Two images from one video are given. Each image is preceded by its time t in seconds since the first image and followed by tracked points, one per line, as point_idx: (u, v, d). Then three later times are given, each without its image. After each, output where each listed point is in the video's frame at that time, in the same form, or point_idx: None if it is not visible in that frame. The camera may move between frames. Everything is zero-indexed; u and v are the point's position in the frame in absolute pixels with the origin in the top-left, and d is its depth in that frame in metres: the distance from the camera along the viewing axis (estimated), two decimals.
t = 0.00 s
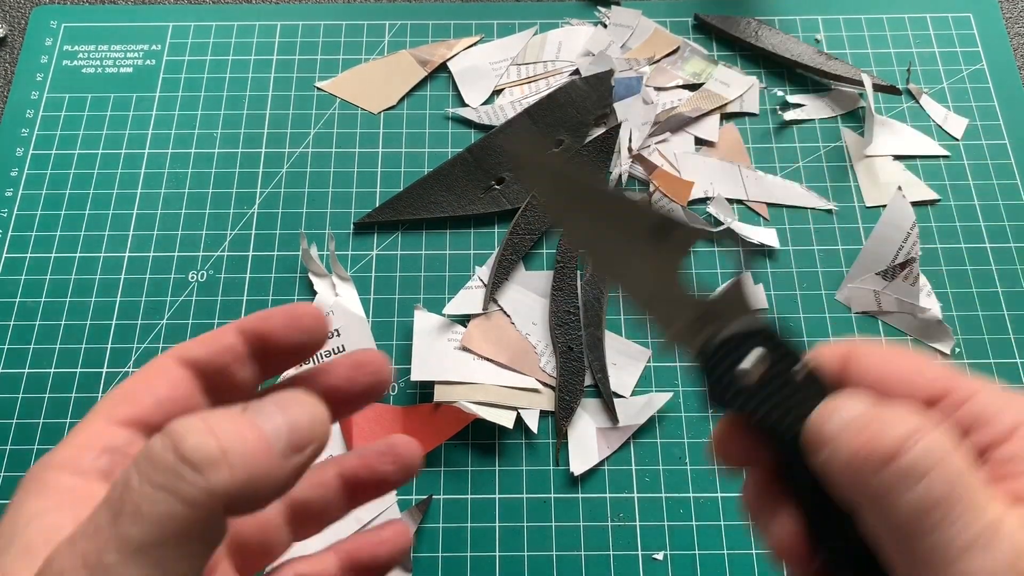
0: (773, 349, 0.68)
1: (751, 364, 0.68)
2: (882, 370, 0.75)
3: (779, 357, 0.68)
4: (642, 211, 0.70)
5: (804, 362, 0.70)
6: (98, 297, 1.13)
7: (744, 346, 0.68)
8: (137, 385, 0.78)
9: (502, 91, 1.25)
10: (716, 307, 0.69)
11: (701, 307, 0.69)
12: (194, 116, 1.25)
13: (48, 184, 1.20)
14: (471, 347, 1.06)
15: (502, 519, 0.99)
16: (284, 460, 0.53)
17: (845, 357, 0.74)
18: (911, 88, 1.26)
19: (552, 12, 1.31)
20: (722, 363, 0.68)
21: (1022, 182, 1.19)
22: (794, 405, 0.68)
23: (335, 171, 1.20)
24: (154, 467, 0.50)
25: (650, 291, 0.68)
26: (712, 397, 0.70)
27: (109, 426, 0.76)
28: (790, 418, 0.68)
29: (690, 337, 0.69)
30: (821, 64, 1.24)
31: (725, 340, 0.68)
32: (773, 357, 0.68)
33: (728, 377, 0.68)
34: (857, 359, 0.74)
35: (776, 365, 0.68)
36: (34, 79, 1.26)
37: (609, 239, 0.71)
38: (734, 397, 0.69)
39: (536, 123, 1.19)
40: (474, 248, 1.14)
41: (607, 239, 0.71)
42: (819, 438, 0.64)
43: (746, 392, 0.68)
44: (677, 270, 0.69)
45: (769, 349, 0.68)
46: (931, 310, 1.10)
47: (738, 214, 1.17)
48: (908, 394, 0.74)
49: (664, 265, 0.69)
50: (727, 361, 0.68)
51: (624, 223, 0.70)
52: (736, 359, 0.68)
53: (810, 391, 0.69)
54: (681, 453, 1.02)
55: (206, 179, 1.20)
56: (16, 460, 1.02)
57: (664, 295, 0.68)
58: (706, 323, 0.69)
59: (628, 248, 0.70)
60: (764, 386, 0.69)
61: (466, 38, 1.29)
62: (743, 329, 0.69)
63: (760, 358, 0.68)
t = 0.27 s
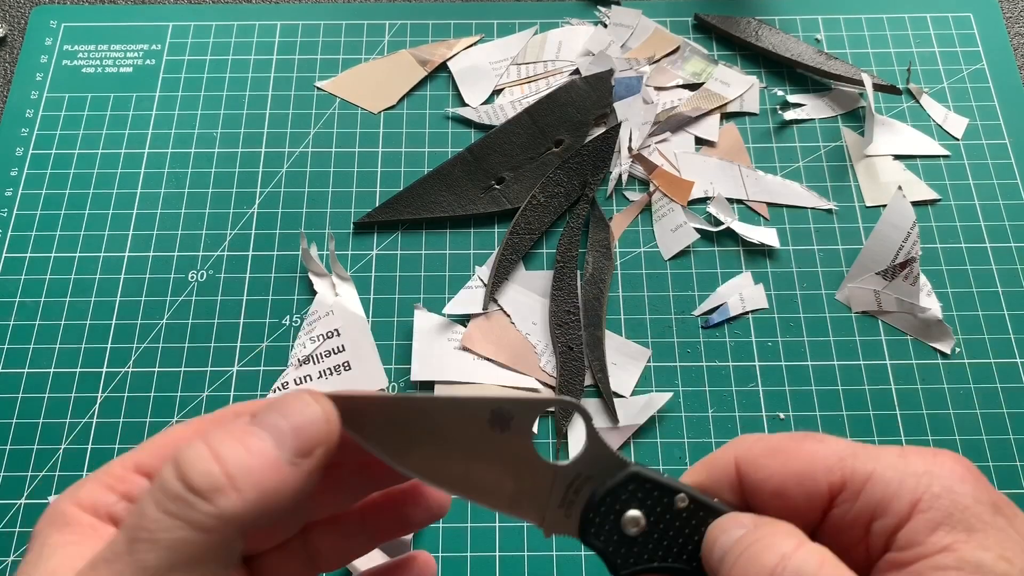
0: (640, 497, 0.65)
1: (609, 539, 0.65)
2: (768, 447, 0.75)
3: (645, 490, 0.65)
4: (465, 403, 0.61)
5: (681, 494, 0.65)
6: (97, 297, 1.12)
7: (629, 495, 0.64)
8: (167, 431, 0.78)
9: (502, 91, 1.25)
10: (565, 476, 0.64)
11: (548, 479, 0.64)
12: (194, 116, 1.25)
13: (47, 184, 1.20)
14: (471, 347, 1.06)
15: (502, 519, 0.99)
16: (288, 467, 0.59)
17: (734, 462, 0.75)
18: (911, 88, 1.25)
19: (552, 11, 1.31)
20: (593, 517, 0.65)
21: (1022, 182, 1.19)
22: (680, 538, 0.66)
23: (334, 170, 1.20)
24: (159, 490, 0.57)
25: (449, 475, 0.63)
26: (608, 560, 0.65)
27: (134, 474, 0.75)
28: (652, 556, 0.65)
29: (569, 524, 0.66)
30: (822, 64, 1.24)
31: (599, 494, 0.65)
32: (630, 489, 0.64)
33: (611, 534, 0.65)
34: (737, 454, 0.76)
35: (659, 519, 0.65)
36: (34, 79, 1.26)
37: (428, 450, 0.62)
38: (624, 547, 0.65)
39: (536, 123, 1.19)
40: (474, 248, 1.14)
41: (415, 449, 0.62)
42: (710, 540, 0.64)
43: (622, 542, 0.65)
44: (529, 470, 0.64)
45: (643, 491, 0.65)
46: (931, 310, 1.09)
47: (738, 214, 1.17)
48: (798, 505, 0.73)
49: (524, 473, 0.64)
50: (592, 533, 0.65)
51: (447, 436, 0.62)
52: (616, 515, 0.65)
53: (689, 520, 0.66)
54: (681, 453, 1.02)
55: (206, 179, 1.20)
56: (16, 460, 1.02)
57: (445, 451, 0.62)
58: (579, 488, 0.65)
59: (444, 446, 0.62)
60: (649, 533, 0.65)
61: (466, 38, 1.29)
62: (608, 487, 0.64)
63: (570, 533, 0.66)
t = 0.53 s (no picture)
0: (579, 502, 0.59)
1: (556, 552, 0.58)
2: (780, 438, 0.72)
3: (583, 494, 0.59)
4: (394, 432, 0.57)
5: (618, 493, 0.59)
6: (97, 298, 1.13)
7: (567, 502, 0.59)
8: (76, 455, 0.78)
9: (502, 91, 1.25)
10: (504, 491, 0.58)
11: (486, 499, 0.58)
12: (194, 117, 1.25)
13: (47, 184, 1.20)
14: (471, 347, 1.06)
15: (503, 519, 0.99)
16: (290, 475, 0.59)
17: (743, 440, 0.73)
18: (911, 88, 1.26)
19: (553, 11, 1.31)
20: (540, 533, 0.59)
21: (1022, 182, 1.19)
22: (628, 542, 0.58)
23: (335, 170, 1.20)
24: (175, 503, 0.57)
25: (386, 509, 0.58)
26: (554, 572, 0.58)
27: (38, 494, 0.75)
28: (601, 564, 0.58)
29: (513, 540, 0.59)
30: (821, 64, 1.24)
31: (539, 506, 0.59)
32: (570, 496, 0.59)
33: (556, 542, 0.59)
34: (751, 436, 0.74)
35: (604, 521, 0.59)
36: (34, 79, 1.26)
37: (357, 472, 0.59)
38: (569, 555, 0.58)
39: (536, 123, 1.19)
40: (474, 248, 1.14)
41: (357, 469, 0.59)
42: None
43: (567, 551, 0.58)
44: (467, 491, 0.58)
45: (589, 495, 0.59)
46: (931, 310, 1.09)
47: (738, 214, 1.17)
48: (827, 503, 0.68)
49: (463, 495, 0.58)
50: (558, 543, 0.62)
51: (384, 458, 0.58)
52: (560, 519, 0.59)
53: (633, 522, 0.59)
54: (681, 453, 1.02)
55: (206, 179, 1.20)
56: (16, 460, 1.02)
57: (378, 488, 0.58)
58: (522, 503, 0.59)
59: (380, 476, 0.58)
60: (597, 536, 0.59)
61: (466, 38, 1.29)
62: (549, 497, 0.59)
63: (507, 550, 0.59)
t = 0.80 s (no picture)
0: (538, 476, 0.59)
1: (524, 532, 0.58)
2: (850, 475, 0.68)
3: (544, 470, 0.59)
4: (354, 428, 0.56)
5: (579, 464, 0.60)
6: (97, 297, 1.13)
7: (527, 480, 0.59)
8: (37, 470, 0.78)
9: (502, 91, 1.25)
10: (467, 474, 0.58)
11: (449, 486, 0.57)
12: (194, 117, 1.25)
13: (47, 184, 1.20)
14: (471, 347, 1.06)
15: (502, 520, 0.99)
16: (241, 473, 0.58)
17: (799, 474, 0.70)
18: (911, 88, 1.25)
19: (553, 11, 1.31)
20: (504, 511, 0.58)
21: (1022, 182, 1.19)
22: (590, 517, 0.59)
23: (335, 170, 1.20)
24: (123, 500, 0.57)
25: (350, 505, 0.55)
26: (525, 547, 0.57)
27: None
28: (567, 536, 0.58)
29: (481, 522, 0.57)
30: (821, 64, 1.24)
31: (505, 485, 0.58)
32: (530, 473, 0.59)
33: (522, 515, 0.58)
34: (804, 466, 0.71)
35: (566, 493, 0.59)
36: (33, 79, 1.26)
37: (324, 477, 0.56)
38: (537, 528, 0.58)
39: (536, 123, 1.19)
40: (474, 248, 1.14)
41: (317, 479, 0.56)
42: None
43: (535, 523, 0.58)
44: (431, 479, 0.56)
45: (549, 471, 0.59)
46: (931, 310, 1.09)
47: (738, 214, 1.17)
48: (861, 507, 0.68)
49: (426, 488, 0.56)
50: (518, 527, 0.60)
51: (344, 459, 0.56)
52: (524, 493, 0.58)
53: (592, 491, 0.60)
54: (681, 453, 1.02)
55: (206, 179, 1.20)
56: (16, 460, 1.02)
57: (340, 486, 0.55)
58: (485, 485, 0.58)
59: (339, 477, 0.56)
60: (558, 509, 0.59)
61: (466, 38, 1.29)
62: (510, 477, 0.59)
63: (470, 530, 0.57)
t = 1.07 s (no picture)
0: (642, 497, 0.58)
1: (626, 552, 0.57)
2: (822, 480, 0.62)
3: (642, 493, 0.58)
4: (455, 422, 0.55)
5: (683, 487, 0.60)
6: (97, 297, 1.12)
7: (630, 501, 0.58)
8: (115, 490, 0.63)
9: (502, 91, 1.25)
10: (567, 485, 0.58)
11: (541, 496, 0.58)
12: (194, 116, 1.25)
13: (47, 184, 1.20)
14: (471, 347, 1.06)
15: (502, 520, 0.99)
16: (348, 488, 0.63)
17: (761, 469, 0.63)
18: (911, 88, 1.26)
19: (553, 11, 1.31)
20: (605, 528, 0.57)
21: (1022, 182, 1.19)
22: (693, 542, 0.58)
23: (335, 170, 1.20)
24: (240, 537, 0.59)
25: (446, 497, 0.55)
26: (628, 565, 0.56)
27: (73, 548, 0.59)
28: (670, 559, 0.57)
29: (580, 536, 0.57)
30: (821, 64, 1.24)
31: (606, 504, 0.58)
32: (630, 496, 0.58)
33: (625, 534, 0.57)
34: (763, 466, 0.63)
35: (667, 516, 0.58)
36: (33, 79, 1.26)
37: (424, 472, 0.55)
38: (642, 551, 0.57)
39: (536, 123, 1.19)
40: (474, 248, 1.14)
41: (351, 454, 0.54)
42: None
43: (639, 544, 0.57)
44: (528, 480, 0.57)
45: (644, 490, 0.59)
46: (931, 310, 1.09)
47: (738, 214, 1.17)
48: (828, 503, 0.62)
49: (522, 484, 0.57)
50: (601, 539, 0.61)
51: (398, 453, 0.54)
52: (625, 515, 0.58)
53: (698, 522, 0.59)
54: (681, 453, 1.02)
55: (206, 179, 1.20)
56: (16, 460, 1.02)
57: (438, 479, 0.55)
58: (583, 500, 0.58)
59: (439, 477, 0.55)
60: (660, 532, 0.58)
61: (466, 38, 1.29)
62: (611, 496, 0.58)
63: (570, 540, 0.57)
